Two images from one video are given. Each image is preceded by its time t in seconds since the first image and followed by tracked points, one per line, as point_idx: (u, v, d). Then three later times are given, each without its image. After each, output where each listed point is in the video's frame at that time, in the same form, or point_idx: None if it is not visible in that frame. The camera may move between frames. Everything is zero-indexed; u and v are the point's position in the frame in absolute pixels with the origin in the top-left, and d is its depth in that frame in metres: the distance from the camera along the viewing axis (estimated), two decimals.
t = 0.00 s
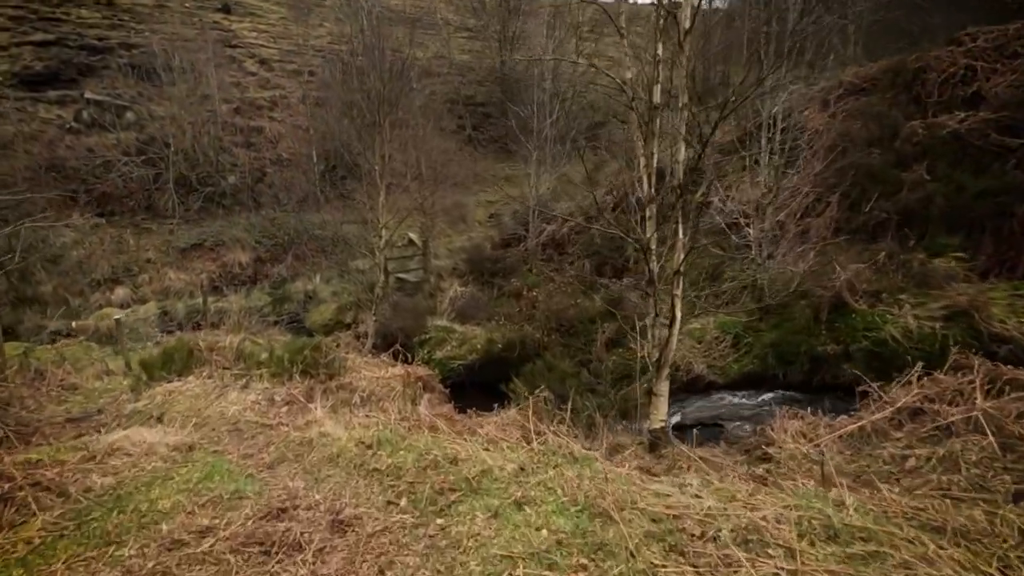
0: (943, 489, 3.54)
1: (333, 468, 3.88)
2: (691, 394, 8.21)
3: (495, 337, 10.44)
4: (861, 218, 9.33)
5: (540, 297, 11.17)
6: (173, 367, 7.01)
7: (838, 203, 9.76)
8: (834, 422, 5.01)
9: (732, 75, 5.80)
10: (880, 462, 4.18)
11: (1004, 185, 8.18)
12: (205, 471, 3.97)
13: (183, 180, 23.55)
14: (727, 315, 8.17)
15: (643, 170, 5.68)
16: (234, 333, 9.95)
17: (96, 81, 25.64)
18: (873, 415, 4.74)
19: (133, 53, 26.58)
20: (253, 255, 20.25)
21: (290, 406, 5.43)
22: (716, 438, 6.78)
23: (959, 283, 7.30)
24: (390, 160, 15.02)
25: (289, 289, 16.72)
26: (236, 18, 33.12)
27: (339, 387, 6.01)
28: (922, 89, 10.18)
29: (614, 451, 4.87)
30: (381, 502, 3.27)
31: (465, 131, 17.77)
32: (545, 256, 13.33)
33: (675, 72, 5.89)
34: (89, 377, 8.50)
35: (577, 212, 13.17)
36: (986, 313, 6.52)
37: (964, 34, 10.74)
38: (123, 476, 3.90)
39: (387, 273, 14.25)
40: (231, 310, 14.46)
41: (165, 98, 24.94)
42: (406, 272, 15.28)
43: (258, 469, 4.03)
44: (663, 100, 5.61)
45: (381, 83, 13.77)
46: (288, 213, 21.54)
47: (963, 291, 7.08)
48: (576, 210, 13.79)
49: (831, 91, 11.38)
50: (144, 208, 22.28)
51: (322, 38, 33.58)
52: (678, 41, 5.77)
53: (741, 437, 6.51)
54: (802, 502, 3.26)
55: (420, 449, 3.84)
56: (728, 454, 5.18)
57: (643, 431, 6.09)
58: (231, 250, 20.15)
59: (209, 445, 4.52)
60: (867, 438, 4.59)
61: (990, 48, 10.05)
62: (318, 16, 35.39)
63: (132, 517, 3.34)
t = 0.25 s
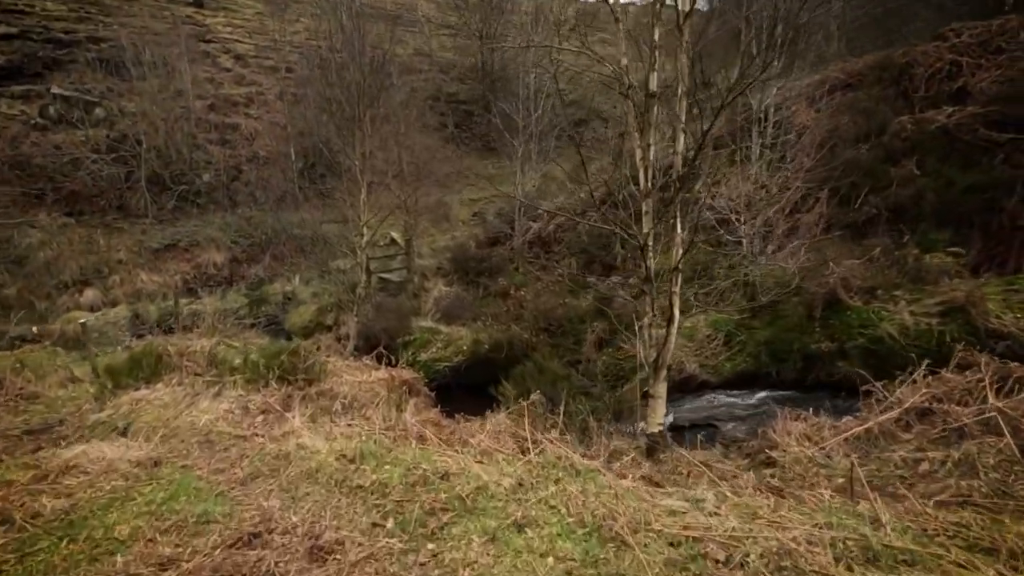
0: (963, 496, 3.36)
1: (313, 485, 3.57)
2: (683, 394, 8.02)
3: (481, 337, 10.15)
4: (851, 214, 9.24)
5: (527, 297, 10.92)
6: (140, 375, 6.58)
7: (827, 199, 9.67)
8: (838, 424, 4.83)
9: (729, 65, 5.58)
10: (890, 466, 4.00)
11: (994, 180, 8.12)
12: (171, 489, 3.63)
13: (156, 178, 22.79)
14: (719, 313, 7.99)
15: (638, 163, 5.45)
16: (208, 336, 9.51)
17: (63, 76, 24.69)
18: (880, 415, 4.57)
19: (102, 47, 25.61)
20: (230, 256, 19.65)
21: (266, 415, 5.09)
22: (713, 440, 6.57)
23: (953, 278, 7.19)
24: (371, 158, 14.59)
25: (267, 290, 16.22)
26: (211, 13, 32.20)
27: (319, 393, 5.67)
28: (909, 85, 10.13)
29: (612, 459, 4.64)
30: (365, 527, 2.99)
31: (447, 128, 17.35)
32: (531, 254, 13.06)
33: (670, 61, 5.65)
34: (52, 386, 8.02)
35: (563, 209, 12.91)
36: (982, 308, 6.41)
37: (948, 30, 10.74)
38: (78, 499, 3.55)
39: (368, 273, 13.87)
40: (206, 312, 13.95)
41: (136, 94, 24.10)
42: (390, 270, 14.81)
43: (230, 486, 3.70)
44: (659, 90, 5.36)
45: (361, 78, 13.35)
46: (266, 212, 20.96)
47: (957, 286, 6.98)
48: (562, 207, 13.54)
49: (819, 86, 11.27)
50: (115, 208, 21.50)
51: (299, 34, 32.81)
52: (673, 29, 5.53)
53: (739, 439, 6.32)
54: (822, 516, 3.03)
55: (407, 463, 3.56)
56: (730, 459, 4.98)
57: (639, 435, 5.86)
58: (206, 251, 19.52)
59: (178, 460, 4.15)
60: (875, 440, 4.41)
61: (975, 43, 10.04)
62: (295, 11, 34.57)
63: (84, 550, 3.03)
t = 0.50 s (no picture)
0: (968, 503, 3.23)
1: (278, 509, 3.22)
2: (667, 395, 7.85)
3: (459, 340, 9.84)
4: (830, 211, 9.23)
5: (506, 297, 10.64)
6: (89, 388, 5.99)
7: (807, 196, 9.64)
8: (834, 424, 4.68)
9: (718, 54, 5.35)
10: (892, 471, 3.85)
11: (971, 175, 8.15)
12: (118, 515, 3.30)
13: (116, 178, 21.75)
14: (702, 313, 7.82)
15: (625, 158, 5.22)
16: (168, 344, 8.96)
17: (14, 70, 23.36)
18: (878, 416, 4.42)
19: (55, 40, 24.19)
20: (196, 258, 18.88)
21: (228, 429, 4.71)
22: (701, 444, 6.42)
23: (935, 273, 7.17)
24: (343, 157, 14.08)
25: (235, 294, 15.60)
26: (173, 6, 30.77)
27: (286, 404, 5.29)
28: (884, 82, 10.17)
29: (602, 468, 4.39)
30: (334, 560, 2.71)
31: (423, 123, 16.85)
32: (510, 254, 12.79)
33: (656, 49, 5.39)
34: None
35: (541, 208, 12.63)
36: (965, 302, 6.39)
37: (921, 29, 10.85)
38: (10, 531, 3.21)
39: (341, 275, 13.41)
40: (169, 318, 13.29)
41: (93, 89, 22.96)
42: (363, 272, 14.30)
43: (185, 511, 3.37)
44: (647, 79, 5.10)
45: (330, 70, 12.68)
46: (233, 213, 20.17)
47: (940, 282, 6.94)
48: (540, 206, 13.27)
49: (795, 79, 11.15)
50: (71, 209, 20.45)
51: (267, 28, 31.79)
52: (661, 15, 5.28)
53: (728, 444, 6.19)
54: (830, 529, 2.85)
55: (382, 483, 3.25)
56: (723, 464, 4.80)
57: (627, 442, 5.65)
58: (170, 254, 18.70)
59: (127, 482, 3.79)
60: (874, 443, 4.24)
61: (948, 42, 10.15)
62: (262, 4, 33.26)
63: None
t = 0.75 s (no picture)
0: (969, 505, 3.13)
1: (234, 538, 2.93)
2: (649, 396, 7.71)
3: (435, 343, 9.55)
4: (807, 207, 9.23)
5: (482, 298, 10.35)
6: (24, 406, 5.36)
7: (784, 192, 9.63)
8: (826, 424, 4.56)
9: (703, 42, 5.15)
10: (888, 473, 3.75)
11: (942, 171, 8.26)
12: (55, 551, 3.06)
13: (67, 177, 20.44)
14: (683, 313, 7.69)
15: (608, 151, 5.02)
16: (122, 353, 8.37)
17: None
18: (871, 415, 4.31)
19: None
20: (155, 261, 18.00)
21: (182, 445, 4.35)
22: (685, 447, 6.32)
23: (912, 267, 7.20)
24: (310, 155, 13.54)
25: (197, 298, 14.91)
26: None
27: (249, 416, 4.94)
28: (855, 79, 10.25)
29: (590, 480, 4.17)
30: None
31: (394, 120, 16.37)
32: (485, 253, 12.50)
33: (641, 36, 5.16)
34: None
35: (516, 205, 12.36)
36: (944, 298, 6.40)
37: (890, 27, 10.99)
38: None
39: (310, 277, 12.91)
40: (126, 324, 12.57)
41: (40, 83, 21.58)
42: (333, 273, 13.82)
43: (131, 542, 3.12)
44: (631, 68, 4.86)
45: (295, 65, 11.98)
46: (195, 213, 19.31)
47: (918, 276, 6.97)
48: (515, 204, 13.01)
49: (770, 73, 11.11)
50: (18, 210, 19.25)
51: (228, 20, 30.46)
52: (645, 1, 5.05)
53: (715, 445, 6.18)
54: (833, 552, 2.72)
55: (356, 509, 2.97)
56: (714, 469, 4.64)
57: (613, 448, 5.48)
58: (127, 257, 17.78)
59: (67, 509, 3.52)
60: (869, 442, 4.13)
61: (916, 40, 10.31)
62: None
63: None
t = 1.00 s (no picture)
0: (972, 510, 3.01)
1: None
2: (630, 395, 7.56)
3: (410, 345, 9.25)
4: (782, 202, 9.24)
5: (459, 298, 10.06)
6: None
7: (760, 187, 9.60)
8: (818, 423, 4.42)
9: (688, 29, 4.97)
10: (886, 475, 3.63)
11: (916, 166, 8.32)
12: None
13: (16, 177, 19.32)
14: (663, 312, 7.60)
15: (591, 142, 4.80)
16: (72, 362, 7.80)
17: None
18: (864, 414, 4.18)
19: None
20: (112, 264, 17.12)
21: (132, 464, 3.95)
22: (670, 449, 6.18)
23: (890, 261, 7.19)
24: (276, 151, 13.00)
25: (159, 302, 14.22)
26: None
27: (207, 431, 4.53)
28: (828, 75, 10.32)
29: (580, 489, 3.97)
30: None
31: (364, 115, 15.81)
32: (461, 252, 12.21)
33: (625, 23, 4.95)
34: None
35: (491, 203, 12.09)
36: (924, 292, 6.40)
37: (861, 24, 11.10)
38: None
39: (279, 279, 12.41)
40: (79, 331, 11.85)
41: None
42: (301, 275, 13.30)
43: None
44: (615, 54, 4.64)
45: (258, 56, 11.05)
46: (155, 214, 18.43)
47: (897, 271, 6.97)
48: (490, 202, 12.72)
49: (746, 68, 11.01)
50: None
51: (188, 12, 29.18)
52: None
53: (701, 447, 6.03)
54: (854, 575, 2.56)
55: (320, 539, 2.73)
56: (704, 473, 4.46)
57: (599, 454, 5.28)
58: (82, 260, 16.85)
59: None
60: (864, 442, 3.99)
61: (887, 37, 10.41)
62: None
63: None
